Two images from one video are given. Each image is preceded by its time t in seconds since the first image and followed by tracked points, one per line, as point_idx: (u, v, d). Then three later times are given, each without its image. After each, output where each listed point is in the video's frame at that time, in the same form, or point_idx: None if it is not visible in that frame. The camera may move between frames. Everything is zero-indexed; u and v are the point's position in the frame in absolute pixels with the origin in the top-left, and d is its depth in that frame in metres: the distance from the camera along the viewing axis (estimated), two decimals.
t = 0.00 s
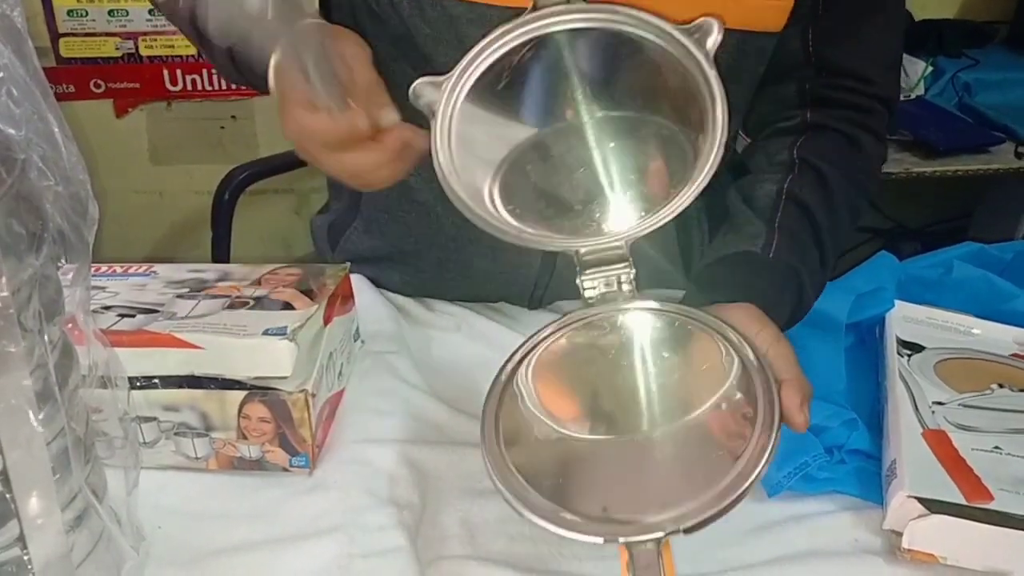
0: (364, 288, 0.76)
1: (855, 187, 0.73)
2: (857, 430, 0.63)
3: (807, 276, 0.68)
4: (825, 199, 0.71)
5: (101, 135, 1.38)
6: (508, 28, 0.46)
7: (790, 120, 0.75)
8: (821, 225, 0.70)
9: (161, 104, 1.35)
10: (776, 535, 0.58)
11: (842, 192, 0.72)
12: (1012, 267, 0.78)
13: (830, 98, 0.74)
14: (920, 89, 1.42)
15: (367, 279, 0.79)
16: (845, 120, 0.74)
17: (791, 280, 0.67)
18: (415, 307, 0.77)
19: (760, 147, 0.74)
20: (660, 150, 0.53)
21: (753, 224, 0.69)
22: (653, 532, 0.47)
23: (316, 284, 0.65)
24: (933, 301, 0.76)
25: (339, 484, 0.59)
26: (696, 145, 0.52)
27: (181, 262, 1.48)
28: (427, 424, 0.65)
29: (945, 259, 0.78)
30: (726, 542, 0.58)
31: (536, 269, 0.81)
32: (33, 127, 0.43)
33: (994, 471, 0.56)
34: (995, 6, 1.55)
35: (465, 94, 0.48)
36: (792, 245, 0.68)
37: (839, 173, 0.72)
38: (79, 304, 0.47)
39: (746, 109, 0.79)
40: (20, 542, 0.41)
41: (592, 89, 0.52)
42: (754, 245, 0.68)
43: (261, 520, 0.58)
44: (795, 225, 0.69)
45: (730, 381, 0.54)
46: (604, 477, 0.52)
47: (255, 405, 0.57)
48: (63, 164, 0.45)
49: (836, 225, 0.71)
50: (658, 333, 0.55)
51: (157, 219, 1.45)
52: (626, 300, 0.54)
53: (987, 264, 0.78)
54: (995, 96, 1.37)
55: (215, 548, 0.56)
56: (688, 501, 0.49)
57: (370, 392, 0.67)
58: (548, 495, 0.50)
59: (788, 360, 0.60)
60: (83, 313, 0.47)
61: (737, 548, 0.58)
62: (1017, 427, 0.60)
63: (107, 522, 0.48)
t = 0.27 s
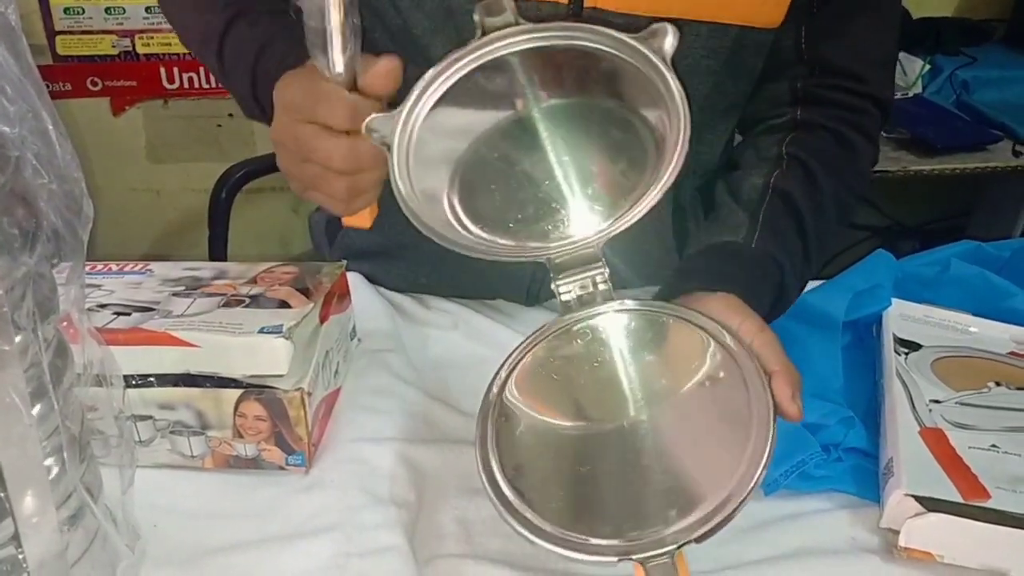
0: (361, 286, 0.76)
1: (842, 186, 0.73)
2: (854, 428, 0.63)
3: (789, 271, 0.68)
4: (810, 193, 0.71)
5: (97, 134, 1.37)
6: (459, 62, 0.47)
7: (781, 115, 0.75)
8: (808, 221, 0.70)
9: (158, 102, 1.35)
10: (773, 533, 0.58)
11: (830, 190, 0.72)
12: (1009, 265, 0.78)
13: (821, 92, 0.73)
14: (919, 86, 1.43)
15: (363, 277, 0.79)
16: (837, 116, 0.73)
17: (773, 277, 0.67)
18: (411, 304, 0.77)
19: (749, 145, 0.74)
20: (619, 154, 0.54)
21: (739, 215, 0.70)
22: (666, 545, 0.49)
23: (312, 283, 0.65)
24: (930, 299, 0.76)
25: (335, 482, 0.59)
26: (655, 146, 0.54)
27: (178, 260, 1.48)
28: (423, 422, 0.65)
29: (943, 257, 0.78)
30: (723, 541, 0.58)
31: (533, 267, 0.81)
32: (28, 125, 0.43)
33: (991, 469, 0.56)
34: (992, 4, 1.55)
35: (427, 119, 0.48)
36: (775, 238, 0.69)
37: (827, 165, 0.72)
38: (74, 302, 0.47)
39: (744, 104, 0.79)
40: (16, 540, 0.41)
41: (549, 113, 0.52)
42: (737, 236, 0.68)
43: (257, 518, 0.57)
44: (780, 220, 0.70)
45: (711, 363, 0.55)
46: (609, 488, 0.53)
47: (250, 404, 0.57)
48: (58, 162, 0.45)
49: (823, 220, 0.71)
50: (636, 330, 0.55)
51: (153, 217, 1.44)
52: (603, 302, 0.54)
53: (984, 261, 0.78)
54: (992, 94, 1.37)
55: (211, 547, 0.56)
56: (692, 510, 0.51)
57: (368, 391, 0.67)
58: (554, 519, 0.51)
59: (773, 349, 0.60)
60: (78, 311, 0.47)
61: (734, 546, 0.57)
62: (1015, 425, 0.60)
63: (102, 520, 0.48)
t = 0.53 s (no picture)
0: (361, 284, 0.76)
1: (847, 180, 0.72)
2: (856, 427, 0.63)
3: (785, 261, 0.68)
4: (811, 181, 0.70)
5: (98, 131, 1.37)
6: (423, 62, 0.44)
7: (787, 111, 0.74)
8: (810, 216, 0.70)
9: (158, 99, 1.35)
10: (774, 532, 0.58)
11: (833, 184, 0.71)
12: (1012, 262, 0.77)
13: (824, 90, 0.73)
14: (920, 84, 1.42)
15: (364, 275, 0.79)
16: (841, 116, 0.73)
17: (772, 264, 0.67)
18: (411, 300, 0.76)
19: (756, 142, 0.74)
20: (594, 142, 0.52)
21: (738, 203, 0.69)
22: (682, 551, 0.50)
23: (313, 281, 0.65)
24: (932, 297, 0.76)
25: (336, 481, 0.59)
26: (630, 129, 0.51)
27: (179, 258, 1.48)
28: (424, 421, 0.65)
29: (945, 255, 0.77)
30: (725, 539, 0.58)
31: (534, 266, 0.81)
32: (27, 123, 0.43)
33: (993, 467, 0.56)
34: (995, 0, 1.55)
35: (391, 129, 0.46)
36: (773, 228, 0.68)
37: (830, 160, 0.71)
38: (74, 301, 0.47)
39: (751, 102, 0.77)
40: (14, 540, 0.41)
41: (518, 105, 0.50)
42: (735, 222, 0.68)
43: (257, 516, 0.57)
44: (779, 208, 0.69)
45: (708, 344, 0.55)
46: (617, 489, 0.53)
47: (251, 402, 0.57)
48: (57, 160, 0.45)
49: (824, 212, 0.71)
50: (634, 323, 0.55)
51: (154, 215, 1.44)
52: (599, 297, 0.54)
53: (986, 259, 0.77)
54: (994, 92, 1.37)
55: (212, 545, 0.55)
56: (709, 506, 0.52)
57: (369, 389, 0.66)
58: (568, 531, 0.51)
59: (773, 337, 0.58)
60: (77, 309, 0.47)
61: (736, 545, 0.57)
62: (1017, 423, 0.60)
63: (102, 519, 0.48)
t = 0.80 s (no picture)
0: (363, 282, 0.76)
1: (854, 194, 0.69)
2: (858, 425, 0.63)
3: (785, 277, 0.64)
4: (812, 189, 0.67)
5: (99, 129, 1.37)
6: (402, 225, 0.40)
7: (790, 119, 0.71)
8: (810, 221, 0.66)
9: (160, 98, 1.35)
10: (777, 531, 0.58)
11: (834, 193, 0.67)
12: (1014, 260, 0.77)
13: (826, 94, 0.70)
14: (922, 82, 1.42)
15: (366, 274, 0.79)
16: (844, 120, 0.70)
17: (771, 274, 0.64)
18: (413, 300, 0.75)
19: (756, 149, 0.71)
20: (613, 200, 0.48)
21: (735, 217, 0.65)
22: None
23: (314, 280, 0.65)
24: (934, 295, 0.76)
25: (337, 480, 0.59)
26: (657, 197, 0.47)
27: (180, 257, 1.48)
28: (426, 420, 0.65)
29: (949, 252, 0.77)
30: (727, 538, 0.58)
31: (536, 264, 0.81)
32: (27, 121, 0.43)
33: (996, 466, 0.56)
34: None
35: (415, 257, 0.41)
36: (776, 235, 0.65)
37: (833, 165, 0.68)
38: (75, 299, 0.47)
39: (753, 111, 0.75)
40: (15, 538, 0.41)
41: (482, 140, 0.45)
42: (730, 236, 0.64)
43: (258, 515, 0.57)
44: (779, 217, 0.66)
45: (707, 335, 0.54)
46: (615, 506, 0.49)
47: (253, 401, 0.57)
48: (58, 159, 0.45)
49: (829, 220, 0.67)
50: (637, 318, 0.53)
51: (155, 213, 1.44)
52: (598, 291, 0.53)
53: (989, 257, 0.77)
54: (997, 89, 1.37)
55: (212, 544, 0.55)
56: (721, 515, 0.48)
57: (370, 388, 0.66)
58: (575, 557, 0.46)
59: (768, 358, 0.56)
60: (78, 308, 0.47)
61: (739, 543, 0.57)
62: (1020, 422, 0.60)
63: (103, 518, 0.48)
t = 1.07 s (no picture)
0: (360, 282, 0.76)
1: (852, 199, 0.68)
2: (856, 425, 0.63)
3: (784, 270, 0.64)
4: (808, 185, 0.66)
5: (96, 127, 1.37)
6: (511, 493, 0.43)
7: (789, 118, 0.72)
8: (804, 216, 0.66)
9: (157, 96, 1.35)
10: (774, 530, 0.58)
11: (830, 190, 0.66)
12: (1013, 260, 0.77)
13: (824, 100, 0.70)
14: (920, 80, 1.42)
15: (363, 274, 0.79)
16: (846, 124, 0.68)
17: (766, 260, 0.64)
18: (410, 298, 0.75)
19: (754, 147, 0.72)
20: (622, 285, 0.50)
21: (732, 208, 0.67)
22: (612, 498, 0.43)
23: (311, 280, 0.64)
24: (932, 294, 0.76)
25: (334, 480, 0.59)
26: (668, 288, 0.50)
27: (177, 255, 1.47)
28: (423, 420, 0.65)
29: (947, 252, 0.77)
30: (725, 538, 0.57)
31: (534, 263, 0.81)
32: (23, 120, 0.43)
33: (993, 466, 0.56)
34: None
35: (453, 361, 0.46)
36: (773, 232, 0.65)
37: (833, 167, 0.67)
38: (71, 298, 0.46)
39: (750, 118, 0.76)
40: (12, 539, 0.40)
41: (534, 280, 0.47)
42: (725, 221, 0.66)
43: (254, 515, 0.57)
44: (773, 210, 0.65)
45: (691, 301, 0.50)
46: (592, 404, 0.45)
47: (249, 400, 0.57)
48: (54, 159, 0.45)
49: (825, 217, 0.66)
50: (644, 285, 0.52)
51: (152, 211, 1.44)
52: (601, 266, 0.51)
53: (987, 256, 0.77)
54: (995, 88, 1.37)
55: (209, 544, 0.55)
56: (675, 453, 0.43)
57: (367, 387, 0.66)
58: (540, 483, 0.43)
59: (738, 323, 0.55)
60: (74, 307, 0.47)
61: (735, 543, 0.57)
62: (1017, 422, 0.60)
63: (99, 518, 0.48)
